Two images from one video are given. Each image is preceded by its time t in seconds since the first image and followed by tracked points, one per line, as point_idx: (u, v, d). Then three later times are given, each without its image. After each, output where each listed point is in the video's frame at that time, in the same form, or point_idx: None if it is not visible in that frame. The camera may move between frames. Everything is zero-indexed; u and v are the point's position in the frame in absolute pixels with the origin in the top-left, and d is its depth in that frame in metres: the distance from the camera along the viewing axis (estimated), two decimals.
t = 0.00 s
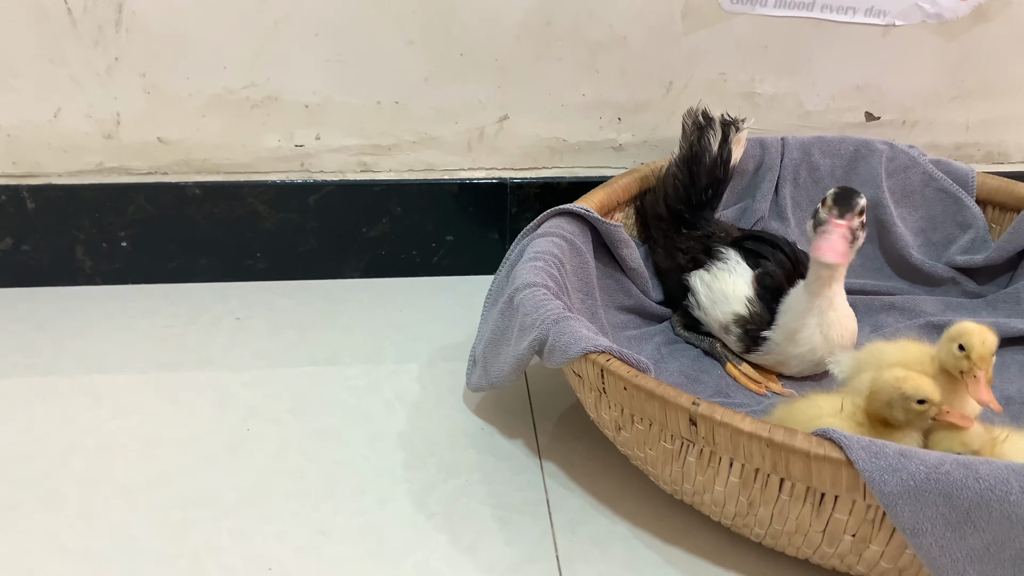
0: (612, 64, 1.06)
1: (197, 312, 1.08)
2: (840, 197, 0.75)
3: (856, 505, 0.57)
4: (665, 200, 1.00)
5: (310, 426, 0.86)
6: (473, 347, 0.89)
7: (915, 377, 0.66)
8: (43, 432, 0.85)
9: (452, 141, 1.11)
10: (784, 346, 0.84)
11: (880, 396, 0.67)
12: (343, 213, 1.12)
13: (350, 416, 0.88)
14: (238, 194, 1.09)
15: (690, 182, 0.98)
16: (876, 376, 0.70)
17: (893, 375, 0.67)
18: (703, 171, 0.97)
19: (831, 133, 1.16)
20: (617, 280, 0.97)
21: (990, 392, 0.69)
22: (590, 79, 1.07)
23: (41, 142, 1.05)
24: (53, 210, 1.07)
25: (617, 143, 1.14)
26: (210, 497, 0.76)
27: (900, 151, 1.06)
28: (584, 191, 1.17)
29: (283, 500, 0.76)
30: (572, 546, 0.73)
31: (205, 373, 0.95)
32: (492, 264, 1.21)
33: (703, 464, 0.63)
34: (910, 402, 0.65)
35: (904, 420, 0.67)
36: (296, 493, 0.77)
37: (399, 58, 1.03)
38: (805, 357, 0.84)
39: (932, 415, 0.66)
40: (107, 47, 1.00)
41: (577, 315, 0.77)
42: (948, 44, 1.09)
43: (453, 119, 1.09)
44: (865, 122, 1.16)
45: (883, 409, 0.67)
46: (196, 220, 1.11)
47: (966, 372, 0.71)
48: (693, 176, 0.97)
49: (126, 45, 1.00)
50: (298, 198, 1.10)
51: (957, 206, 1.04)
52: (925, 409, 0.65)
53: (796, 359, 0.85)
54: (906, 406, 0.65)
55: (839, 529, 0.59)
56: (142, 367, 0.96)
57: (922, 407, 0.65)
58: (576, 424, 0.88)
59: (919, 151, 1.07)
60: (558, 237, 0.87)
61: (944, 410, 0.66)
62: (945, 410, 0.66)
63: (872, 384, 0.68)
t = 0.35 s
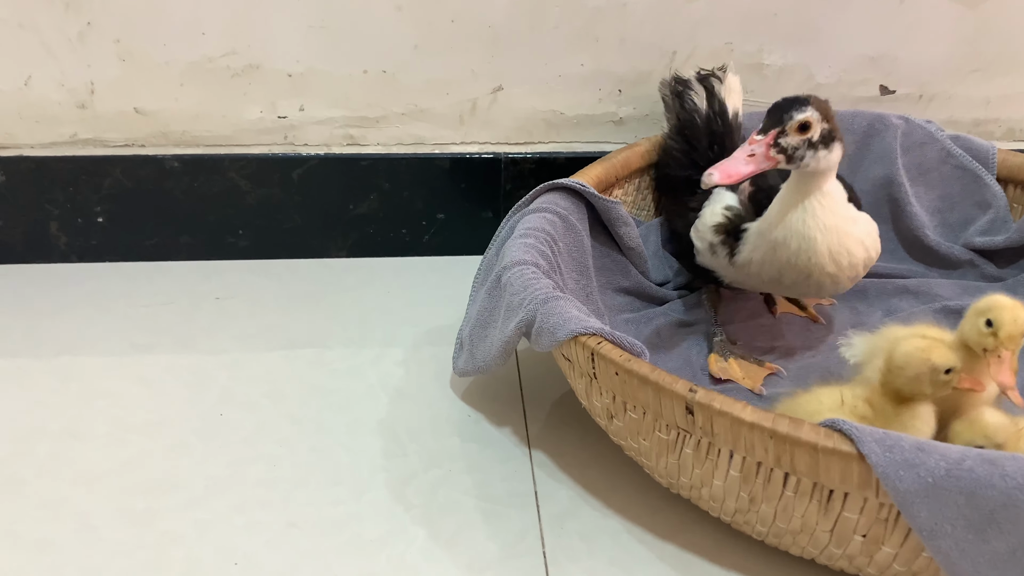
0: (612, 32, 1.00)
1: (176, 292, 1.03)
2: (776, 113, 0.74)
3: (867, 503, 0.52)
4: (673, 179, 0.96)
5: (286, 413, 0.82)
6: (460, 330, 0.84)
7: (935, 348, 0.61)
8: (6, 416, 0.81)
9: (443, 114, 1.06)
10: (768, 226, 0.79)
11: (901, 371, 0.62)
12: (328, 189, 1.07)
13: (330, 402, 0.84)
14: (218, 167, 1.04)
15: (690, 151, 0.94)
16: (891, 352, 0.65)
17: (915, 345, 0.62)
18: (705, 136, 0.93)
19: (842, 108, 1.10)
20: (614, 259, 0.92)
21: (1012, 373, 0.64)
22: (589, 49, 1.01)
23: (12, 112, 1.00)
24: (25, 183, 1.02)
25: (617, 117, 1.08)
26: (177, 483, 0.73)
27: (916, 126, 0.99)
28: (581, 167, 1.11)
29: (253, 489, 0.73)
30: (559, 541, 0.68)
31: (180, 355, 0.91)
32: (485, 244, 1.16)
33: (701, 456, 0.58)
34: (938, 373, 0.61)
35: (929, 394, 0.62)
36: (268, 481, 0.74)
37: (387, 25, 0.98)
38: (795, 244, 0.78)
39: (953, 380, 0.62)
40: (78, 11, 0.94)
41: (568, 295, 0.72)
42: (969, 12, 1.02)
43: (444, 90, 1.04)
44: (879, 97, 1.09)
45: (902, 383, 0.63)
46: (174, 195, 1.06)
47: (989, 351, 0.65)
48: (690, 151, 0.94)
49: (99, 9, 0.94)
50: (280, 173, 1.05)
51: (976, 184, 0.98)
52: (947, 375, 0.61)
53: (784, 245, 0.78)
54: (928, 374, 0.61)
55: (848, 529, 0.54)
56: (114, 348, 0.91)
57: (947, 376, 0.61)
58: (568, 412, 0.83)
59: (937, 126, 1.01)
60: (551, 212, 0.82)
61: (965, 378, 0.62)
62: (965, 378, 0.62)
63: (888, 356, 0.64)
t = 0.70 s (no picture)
0: (619, 12, 0.95)
1: (160, 287, 0.99)
2: (727, 68, 0.65)
3: (902, 522, 0.47)
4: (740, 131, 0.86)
5: (273, 416, 0.77)
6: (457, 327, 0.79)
7: (970, 352, 0.57)
8: None
9: (441, 99, 1.00)
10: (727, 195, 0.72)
11: (935, 384, 0.57)
12: (319, 179, 1.02)
13: (319, 404, 0.79)
14: (203, 155, 0.99)
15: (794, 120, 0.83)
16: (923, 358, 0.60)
17: (949, 354, 0.57)
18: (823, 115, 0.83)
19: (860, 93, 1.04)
20: (620, 252, 0.87)
21: None
22: (594, 30, 0.96)
23: None
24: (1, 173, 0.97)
25: (623, 103, 1.03)
26: (153, 492, 0.69)
27: (939, 112, 0.94)
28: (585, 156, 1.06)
29: (234, 498, 0.68)
30: (562, 555, 0.63)
31: (162, 354, 0.86)
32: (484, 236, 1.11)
33: (717, 468, 0.53)
34: (977, 383, 0.56)
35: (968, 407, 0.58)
36: (250, 490, 0.69)
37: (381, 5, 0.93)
38: (738, 218, 0.71)
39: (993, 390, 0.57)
40: None
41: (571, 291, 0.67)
42: None
43: (441, 74, 0.98)
44: (900, 81, 1.04)
45: (937, 397, 0.58)
46: (158, 186, 1.01)
47: None
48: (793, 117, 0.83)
49: None
50: (269, 162, 1.00)
51: (1003, 173, 0.93)
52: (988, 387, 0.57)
53: (737, 211, 0.71)
54: (965, 386, 0.56)
55: (879, 549, 0.49)
56: (92, 347, 0.87)
57: (988, 386, 0.56)
58: (572, 415, 0.79)
59: (961, 112, 0.96)
60: (553, 202, 0.77)
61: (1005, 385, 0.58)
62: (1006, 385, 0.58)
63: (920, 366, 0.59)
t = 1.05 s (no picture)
0: (615, 9, 0.95)
1: (156, 282, 0.99)
2: (696, 61, 0.69)
3: (890, 515, 0.48)
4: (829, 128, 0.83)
5: (269, 412, 0.78)
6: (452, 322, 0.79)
7: (968, 353, 0.57)
8: None
9: (437, 96, 1.01)
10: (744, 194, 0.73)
11: (934, 382, 0.57)
12: (316, 175, 1.02)
13: (315, 399, 0.79)
14: (200, 151, 0.99)
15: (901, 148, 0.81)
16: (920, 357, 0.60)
17: (949, 353, 0.57)
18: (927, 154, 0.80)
19: (856, 91, 1.05)
20: (614, 250, 0.87)
21: None
22: (590, 27, 0.96)
23: None
24: None
25: (619, 100, 1.03)
26: (148, 486, 0.69)
27: (934, 111, 0.95)
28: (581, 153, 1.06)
29: (229, 492, 0.69)
30: (555, 550, 0.64)
31: (158, 348, 0.87)
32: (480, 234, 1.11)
33: (708, 462, 0.54)
34: (975, 383, 0.55)
35: (966, 407, 0.57)
36: (245, 486, 0.70)
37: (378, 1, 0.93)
38: (747, 214, 0.72)
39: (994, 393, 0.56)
40: None
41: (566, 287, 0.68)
42: None
43: (438, 71, 0.99)
44: (895, 80, 1.04)
45: (934, 396, 0.57)
46: (155, 181, 1.01)
47: (1006, 352, 0.59)
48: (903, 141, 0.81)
49: None
50: (265, 157, 1.00)
51: (997, 172, 0.93)
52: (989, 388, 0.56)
53: (747, 206, 0.72)
54: (966, 387, 0.55)
55: (868, 543, 0.50)
56: (88, 342, 0.87)
57: (988, 387, 0.55)
58: (566, 410, 0.79)
59: (956, 111, 0.96)
60: (549, 200, 0.77)
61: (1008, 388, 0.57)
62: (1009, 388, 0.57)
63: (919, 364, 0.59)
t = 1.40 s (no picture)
0: (596, 9, 0.95)
1: (140, 281, 0.99)
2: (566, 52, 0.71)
3: (852, 513, 0.48)
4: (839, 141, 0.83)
5: (248, 410, 0.78)
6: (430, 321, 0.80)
7: (932, 351, 0.58)
8: None
9: (420, 95, 1.01)
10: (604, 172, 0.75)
11: (897, 381, 0.58)
12: (299, 174, 1.03)
13: (294, 398, 0.80)
14: (183, 151, 1.00)
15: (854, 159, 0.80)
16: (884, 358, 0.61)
17: (911, 352, 0.58)
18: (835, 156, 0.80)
19: (839, 89, 1.05)
20: (593, 249, 0.88)
21: (990, 378, 0.58)
22: (572, 26, 0.96)
23: None
24: None
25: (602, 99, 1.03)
26: (126, 484, 0.70)
27: (914, 109, 0.95)
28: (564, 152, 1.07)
29: (206, 491, 0.69)
30: (528, 547, 0.64)
31: (139, 347, 0.87)
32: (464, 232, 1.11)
33: (675, 460, 0.54)
34: (937, 381, 0.57)
35: (928, 405, 0.58)
36: (221, 484, 0.70)
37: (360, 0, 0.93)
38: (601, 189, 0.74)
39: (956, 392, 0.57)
40: None
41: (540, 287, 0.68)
42: None
43: (420, 70, 0.99)
44: (878, 78, 1.04)
45: (898, 394, 0.59)
46: (139, 181, 1.01)
47: (971, 353, 0.60)
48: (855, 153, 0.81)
49: None
50: (249, 157, 1.01)
51: (977, 170, 0.94)
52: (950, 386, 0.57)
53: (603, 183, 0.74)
54: (926, 385, 0.57)
55: (831, 540, 0.50)
56: (70, 341, 0.87)
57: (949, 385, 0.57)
58: (544, 409, 0.79)
59: (936, 109, 0.96)
60: (526, 200, 0.78)
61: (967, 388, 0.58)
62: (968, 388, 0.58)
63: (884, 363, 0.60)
